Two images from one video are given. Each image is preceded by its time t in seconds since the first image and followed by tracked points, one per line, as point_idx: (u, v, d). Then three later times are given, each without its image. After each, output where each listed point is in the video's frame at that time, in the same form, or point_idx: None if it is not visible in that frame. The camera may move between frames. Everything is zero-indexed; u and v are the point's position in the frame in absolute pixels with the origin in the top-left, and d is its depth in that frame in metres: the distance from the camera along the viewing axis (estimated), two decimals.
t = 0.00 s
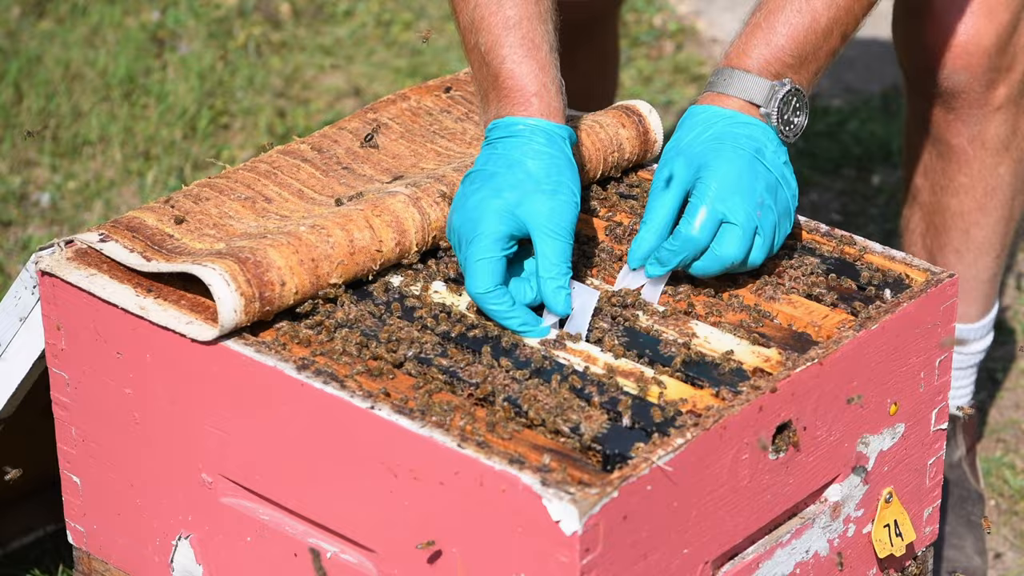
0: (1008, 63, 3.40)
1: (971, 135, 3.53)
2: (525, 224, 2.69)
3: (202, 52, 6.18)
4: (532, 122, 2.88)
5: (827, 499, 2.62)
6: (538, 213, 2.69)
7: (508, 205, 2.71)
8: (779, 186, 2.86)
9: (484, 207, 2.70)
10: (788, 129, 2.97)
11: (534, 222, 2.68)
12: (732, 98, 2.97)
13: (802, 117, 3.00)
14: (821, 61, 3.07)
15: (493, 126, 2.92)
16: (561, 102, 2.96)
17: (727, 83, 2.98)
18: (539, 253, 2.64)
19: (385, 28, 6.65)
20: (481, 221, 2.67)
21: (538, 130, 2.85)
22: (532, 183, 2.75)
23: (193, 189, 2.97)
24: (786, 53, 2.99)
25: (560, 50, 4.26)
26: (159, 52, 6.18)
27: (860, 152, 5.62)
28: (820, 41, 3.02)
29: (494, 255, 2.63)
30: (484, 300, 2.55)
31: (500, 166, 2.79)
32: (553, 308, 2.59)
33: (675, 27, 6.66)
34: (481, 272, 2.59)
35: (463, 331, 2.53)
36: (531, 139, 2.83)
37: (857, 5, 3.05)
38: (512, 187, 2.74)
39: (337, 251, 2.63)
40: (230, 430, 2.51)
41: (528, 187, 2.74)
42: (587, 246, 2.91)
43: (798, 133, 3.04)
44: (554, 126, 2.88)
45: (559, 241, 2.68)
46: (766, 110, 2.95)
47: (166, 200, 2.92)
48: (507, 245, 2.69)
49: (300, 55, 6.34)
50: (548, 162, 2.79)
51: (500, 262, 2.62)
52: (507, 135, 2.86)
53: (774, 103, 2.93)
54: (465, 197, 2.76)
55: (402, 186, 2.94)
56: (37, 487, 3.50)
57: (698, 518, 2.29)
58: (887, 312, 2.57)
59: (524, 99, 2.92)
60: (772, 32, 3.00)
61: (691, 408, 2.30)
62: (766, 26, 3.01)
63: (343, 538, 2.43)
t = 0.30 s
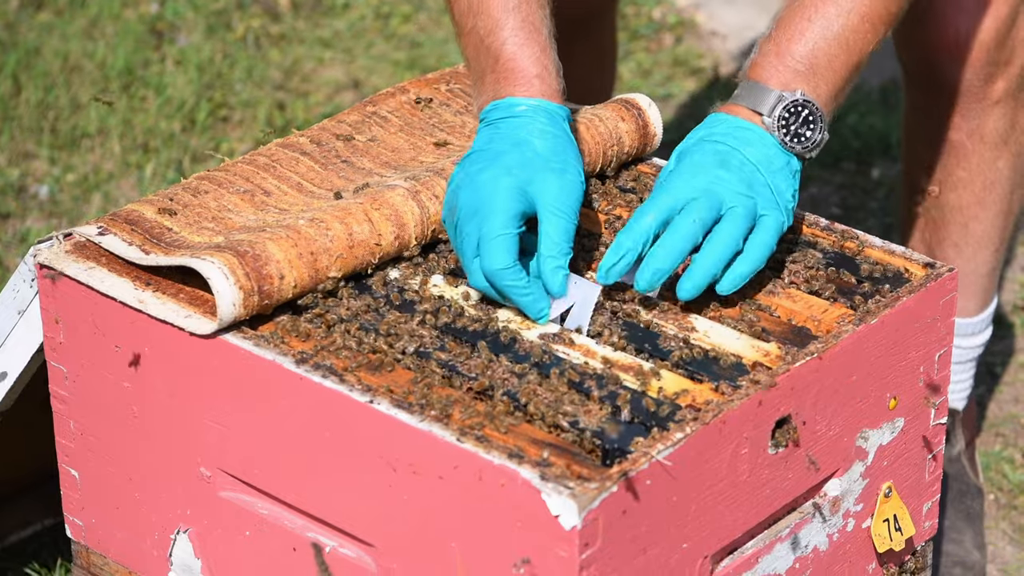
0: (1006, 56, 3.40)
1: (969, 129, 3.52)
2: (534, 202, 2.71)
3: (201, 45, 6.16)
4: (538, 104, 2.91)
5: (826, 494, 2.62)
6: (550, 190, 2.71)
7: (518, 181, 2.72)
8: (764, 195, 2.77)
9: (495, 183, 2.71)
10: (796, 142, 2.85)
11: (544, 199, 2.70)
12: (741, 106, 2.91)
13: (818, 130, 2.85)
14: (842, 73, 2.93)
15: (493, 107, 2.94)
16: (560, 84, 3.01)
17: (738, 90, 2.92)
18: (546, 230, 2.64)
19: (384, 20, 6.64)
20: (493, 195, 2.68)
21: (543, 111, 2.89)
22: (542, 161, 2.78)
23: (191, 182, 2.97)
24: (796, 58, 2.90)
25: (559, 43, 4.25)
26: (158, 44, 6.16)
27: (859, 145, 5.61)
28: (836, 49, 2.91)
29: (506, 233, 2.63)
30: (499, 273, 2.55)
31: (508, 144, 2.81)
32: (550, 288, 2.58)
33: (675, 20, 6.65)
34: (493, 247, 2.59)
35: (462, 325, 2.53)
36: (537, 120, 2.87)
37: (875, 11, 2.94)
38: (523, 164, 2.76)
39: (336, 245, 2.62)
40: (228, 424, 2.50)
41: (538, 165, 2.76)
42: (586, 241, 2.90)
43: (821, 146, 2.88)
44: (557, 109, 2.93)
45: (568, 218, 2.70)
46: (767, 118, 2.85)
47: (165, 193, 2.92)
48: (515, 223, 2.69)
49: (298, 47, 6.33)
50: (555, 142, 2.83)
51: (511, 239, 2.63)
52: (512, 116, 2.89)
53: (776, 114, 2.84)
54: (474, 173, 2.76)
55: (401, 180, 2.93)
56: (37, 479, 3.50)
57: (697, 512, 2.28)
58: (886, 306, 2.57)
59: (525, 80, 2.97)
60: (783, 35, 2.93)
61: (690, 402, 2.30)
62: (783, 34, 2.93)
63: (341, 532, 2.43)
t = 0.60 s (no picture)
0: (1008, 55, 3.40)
1: (971, 128, 3.52)
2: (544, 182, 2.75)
3: (201, 42, 6.16)
4: (547, 88, 2.96)
5: (828, 493, 2.62)
6: (560, 172, 2.75)
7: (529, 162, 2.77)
8: (761, 211, 2.72)
9: (505, 163, 2.75)
10: (803, 152, 2.81)
11: (555, 180, 2.74)
12: (749, 117, 2.90)
13: (826, 140, 2.79)
14: (853, 79, 2.88)
15: (501, 91, 2.99)
16: (564, 66, 3.08)
17: (748, 100, 2.91)
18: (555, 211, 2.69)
19: (385, 18, 6.63)
20: (504, 175, 2.72)
21: (552, 95, 2.95)
22: (553, 143, 2.83)
23: (193, 180, 2.96)
24: (806, 64, 2.86)
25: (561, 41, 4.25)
26: (159, 42, 6.16)
27: (860, 144, 5.61)
28: (847, 55, 2.86)
29: (515, 214, 2.67)
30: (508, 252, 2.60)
31: (519, 125, 2.86)
32: (565, 271, 2.63)
33: (676, 18, 6.64)
34: (503, 227, 2.64)
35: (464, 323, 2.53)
36: (547, 103, 2.92)
37: (887, 15, 2.87)
38: (534, 144, 2.81)
39: (338, 244, 2.62)
40: (230, 422, 2.50)
41: (549, 147, 2.81)
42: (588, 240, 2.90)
43: (833, 155, 2.83)
44: (564, 94, 2.98)
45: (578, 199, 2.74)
46: (775, 128, 2.82)
47: (167, 191, 2.91)
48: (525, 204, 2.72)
49: (299, 45, 6.33)
50: (565, 125, 2.88)
51: (520, 220, 2.67)
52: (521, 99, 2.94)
53: (782, 125, 2.81)
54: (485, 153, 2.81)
55: (403, 178, 2.93)
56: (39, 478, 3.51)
57: (699, 511, 2.28)
58: (888, 306, 2.56)
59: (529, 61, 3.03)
60: (793, 42, 2.88)
61: (692, 401, 2.30)
62: (791, 41, 2.89)
63: (342, 531, 2.43)
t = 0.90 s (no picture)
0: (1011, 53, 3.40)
1: (973, 127, 3.52)
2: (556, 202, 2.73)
3: (203, 41, 6.16)
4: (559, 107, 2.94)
5: (830, 493, 2.62)
6: (574, 195, 2.74)
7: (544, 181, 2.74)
8: (765, 222, 2.71)
9: (523, 179, 2.72)
10: (810, 159, 2.80)
11: (569, 201, 2.73)
12: (755, 123, 2.88)
13: (833, 147, 2.79)
14: (861, 84, 2.85)
15: (507, 104, 2.95)
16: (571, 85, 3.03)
17: (754, 106, 2.90)
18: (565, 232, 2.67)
19: (387, 16, 6.63)
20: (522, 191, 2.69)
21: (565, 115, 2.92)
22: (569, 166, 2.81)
23: (195, 179, 2.96)
24: (814, 68, 2.84)
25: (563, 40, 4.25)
26: (161, 40, 6.16)
27: (862, 143, 5.61)
28: (855, 59, 2.83)
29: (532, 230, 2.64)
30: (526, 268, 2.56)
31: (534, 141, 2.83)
32: (565, 291, 2.61)
33: (677, 17, 6.64)
34: (522, 244, 2.60)
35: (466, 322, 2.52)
36: (561, 122, 2.90)
37: (894, 19, 2.84)
38: (549, 164, 2.79)
39: (341, 243, 2.62)
40: (233, 421, 2.50)
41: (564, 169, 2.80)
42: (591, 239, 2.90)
43: (839, 162, 2.82)
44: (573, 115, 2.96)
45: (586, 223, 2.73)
46: (780, 135, 2.82)
47: (169, 190, 2.91)
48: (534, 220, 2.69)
49: (301, 43, 6.33)
50: (576, 148, 2.87)
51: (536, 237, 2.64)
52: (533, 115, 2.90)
53: (788, 131, 2.80)
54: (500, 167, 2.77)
55: (405, 177, 2.93)
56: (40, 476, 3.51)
57: (702, 511, 2.28)
58: (891, 305, 2.56)
59: (538, 76, 2.98)
60: (800, 47, 2.87)
61: (695, 401, 2.29)
62: (799, 47, 2.87)
63: (345, 530, 2.43)
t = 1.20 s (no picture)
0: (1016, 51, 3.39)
1: (977, 125, 3.52)
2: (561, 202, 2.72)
3: (207, 37, 6.16)
4: (566, 107, 2.93)
5: (834, 491, 2.62)
6: (579, 196, 2.74)
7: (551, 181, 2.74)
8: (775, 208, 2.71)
9: (529, 178, 2.71)
10: (818, 147, 2.78)
11: (574, 203, 2.72)
12: (763, 116, 2.88)
13: (841, 135, 2.76)
14: (867, 79, 2.85)
15: (514, 101, 2.94)
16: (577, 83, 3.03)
17: (761, 100, 2.89)
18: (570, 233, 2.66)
19: (390, 14, 6.63)
20: (529, 190, 2.68)
21: (572, 116, 2.92)
22: (574, 168, 2.81)
23: (199, 175, 2.96)
24: (819, 63, 2.84)
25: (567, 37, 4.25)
26: (164, 37, 6.16)
27: (866, 141, 5.60)
28: (860, 54, 2.83)
29: (539, 228, 2.63)
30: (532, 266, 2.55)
31: (541, 139, 2.82)
32: (569, 292, 2.61)
33: (681, 14, 6.64)
34: (528, 242, 2.59)
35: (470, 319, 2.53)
36: (567, 123, 2.89)
37: (900, 14, 2.84)
38: (556, 164, 2.78)
39: (345, 239, 2.62)
40: (237, 417, 2.50)
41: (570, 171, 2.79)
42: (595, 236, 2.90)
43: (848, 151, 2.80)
44: (579, 115, 2.95)
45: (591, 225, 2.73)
46: (789, 124, 2.80)
47: (173, 186, 2.91)
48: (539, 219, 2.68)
49: (304, 41, 6.33)
50: (582, 149, 2.87)
51: (542, 236, 2.63)
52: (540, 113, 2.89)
53: (795, 120, 2.79)
54: (506, 164, 2.76)
55: (409, 174, 2.93)
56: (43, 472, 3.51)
57: (706, 508, 2.28)
58: (895, 303, 2.56)
59: (544, 75, 2.98)
60: (806, 41, 2.87)
61: (699, 397, 2.29)
62: (805, 42, 2.88)
63: (349, 526, 2.43)
